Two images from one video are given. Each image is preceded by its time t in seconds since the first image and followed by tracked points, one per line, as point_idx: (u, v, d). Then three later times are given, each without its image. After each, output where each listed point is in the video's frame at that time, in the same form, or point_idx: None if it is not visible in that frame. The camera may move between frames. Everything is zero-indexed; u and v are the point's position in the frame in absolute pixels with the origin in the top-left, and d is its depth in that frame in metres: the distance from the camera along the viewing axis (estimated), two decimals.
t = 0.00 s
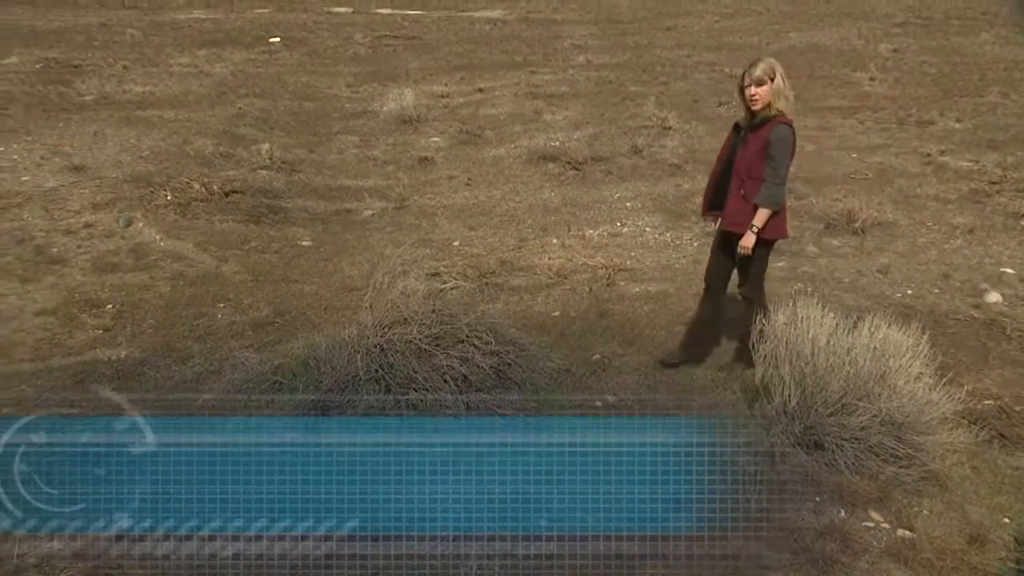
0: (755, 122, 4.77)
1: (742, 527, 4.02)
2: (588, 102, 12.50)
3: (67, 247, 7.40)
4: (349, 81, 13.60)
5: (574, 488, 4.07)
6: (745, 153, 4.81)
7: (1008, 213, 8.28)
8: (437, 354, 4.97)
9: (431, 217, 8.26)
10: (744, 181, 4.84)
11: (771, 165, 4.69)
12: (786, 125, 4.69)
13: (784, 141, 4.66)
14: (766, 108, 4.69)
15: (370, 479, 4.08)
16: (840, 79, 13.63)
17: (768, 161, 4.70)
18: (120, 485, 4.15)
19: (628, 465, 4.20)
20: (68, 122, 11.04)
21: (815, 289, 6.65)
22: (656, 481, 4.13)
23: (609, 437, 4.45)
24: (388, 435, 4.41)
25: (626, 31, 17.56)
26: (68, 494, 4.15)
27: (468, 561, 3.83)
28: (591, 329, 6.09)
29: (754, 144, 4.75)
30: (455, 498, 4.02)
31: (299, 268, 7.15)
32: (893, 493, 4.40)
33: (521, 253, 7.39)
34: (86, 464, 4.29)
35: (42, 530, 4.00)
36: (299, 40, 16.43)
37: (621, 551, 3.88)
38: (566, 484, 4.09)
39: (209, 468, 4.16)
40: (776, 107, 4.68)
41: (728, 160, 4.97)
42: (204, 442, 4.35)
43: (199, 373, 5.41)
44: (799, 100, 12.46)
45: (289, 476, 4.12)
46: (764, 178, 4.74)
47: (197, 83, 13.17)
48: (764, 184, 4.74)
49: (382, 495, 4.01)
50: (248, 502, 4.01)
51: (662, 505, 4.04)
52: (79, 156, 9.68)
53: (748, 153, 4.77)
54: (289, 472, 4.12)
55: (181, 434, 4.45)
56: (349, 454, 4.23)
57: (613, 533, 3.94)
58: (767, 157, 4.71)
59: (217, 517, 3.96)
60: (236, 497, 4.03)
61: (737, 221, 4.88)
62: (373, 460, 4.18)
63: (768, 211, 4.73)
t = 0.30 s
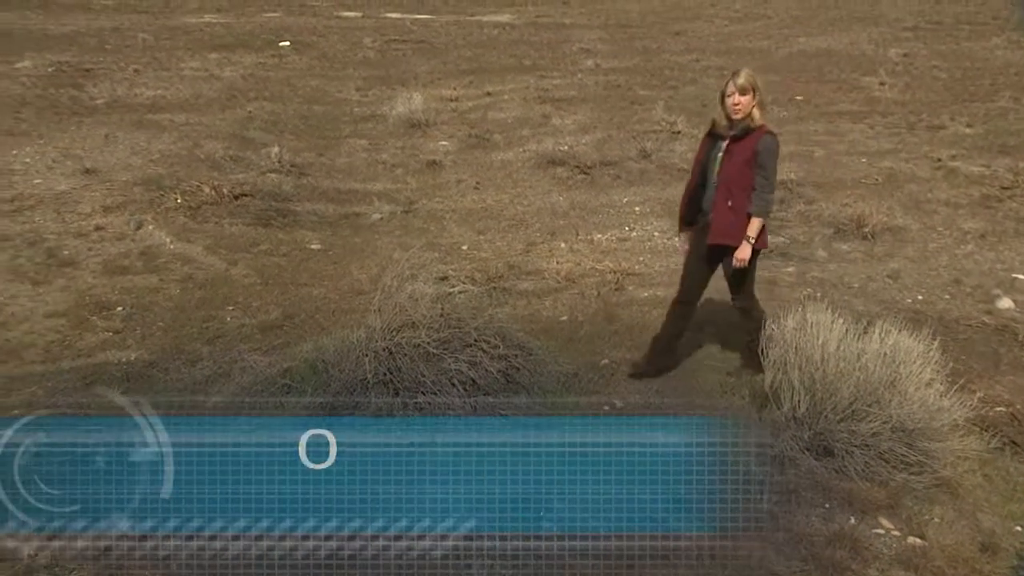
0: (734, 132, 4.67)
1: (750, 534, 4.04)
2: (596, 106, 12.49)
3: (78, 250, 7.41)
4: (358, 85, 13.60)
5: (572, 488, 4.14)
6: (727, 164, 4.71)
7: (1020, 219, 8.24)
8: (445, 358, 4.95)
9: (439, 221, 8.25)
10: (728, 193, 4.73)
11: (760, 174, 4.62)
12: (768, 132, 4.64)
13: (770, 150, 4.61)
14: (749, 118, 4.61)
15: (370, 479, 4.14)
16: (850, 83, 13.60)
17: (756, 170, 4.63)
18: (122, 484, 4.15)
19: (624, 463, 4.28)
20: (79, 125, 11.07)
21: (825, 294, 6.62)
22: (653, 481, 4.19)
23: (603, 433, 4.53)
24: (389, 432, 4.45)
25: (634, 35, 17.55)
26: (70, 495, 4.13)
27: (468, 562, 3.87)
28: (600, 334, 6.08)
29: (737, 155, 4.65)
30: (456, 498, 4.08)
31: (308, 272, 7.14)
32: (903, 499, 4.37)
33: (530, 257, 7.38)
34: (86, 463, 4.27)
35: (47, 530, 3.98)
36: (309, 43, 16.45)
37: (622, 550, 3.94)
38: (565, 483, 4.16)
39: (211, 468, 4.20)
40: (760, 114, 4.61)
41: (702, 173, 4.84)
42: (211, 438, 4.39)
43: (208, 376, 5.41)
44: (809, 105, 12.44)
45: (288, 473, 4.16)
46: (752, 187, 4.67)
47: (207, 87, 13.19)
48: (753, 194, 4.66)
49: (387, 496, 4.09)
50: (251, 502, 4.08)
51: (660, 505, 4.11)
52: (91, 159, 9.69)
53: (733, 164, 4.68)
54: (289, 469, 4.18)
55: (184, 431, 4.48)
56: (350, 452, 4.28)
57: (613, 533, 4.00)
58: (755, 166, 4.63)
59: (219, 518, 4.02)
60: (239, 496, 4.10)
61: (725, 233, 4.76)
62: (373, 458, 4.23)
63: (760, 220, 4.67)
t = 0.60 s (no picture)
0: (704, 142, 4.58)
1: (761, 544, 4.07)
2: (606, 111, 12.47)
3: (91, 253, 7.43)
4: (369, 89, 13.61)
5: (565, 491, 4.34)
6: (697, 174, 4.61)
7: None
8: (455, 362, 4.92)
9: (449, 225, 8.24)
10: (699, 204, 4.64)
11: (732, 184, 4.55)
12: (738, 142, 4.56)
13: (741, 159, 4.54)
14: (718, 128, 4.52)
15: (371, 478, 4.32)
16: (862, 88, 13.55)
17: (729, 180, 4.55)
18: (123, 484, 4.30)
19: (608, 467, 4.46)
20: (92, 129, 11.10)
21: (836, 300, 6.59)
22: (635, 484, 4.37)
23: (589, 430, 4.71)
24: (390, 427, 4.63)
25: (645, 40, 17.53)
26: (70, 498, 4.26)
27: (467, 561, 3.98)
28: (610, 339, 6.05)
29: (709, 166, 4.56)
30: (456, 500, 4.27)
31: (318, 275, 7.14)
32: (915, 507, 4.34)
33: (539, 261, 7.37)
34: (83, 466, 4.40)
35: (48, 529, 4.07)
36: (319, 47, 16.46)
37: (621, 550, 4.07)
38: (559, 486, 4.36)
39: (210, 468, 4.39)
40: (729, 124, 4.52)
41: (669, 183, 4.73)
42: (212, 442, 4.55)
43: (219, 379, 5.42)
44: (820, 110, 12.40)
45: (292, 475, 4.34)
46: (725, 196, 4.59)
47: (219, 91, 13.22)
48: (724, 204, 4.59)
49: (390, 496, 4.27)
50: (251, 500, 4.25)
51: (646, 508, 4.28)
52: (103, 163, 9.72)
53: (704, 174, 4.57)
54: (289, 467, 4.37)
55: (182, 435, 4.64)
56: (350, 451, 4.43)
57: (602, 534, 4.16)
58: (727, 176, 4.55)
59: (219, 518, 4.17)
60: (237, 493, 4.28)
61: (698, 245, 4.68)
62: (374, 459, 4.40)
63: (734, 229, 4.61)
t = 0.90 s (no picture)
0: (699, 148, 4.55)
1: (771, 550, 4.04)
2: (617, 115, 12.46)
3: (104, 255, 7.44)
4: (380, 93, 13.62)
5: (569, 489, 4.19)
6: (695, 180, 4.57)
7: None
8: (465, 365, 4.94)
9: (460, 229, 8.22)
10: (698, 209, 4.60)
11: (731, 186, 4.53)
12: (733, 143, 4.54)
13: (739, 161, 4.52)
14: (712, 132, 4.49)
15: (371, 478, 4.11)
16: (874, 93, 13.50)
17: (728, 183, 4.53)
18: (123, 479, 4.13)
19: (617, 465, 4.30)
20: (106, 132, 11.13)
21: (848, 306, 6.55)
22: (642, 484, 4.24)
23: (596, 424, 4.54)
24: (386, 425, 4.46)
25: (656, 44, 17.51)
26: (69, 498, 4.14)
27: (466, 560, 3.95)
28: (620, 344, 6.03)
29: (707, 172, 4.53)
30: (455, 499, 4.13)
31: (328, 278, 7.13)
32: (928, 515, 4.30)
33: (549, 266, 7.34)
34: (86, 464, 4.24)
35: (48, 530, 3.98)
36: (331, 52, 16.51)
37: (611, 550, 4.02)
38: (563, 483, 4.21)
39: (210, 467, 4.13)
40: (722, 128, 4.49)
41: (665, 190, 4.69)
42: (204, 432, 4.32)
43: (229, 382, 5.42)
44: (832, 115, 12.36)
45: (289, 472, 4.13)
46: (723, 198, 4.57)
47: (232, 95, 13.25)
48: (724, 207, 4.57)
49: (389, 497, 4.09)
50: (251, 499, 4.09)
51: (647, 509, 4.18)
52: (116, 166, 9.74)
53: (704, 178, 4.54)
54: (288, 467, 4.14)
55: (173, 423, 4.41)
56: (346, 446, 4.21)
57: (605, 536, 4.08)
58: (727, 179, 4.53)
59: (219, 518, 4.02)
60: (238, 492, 4.09)
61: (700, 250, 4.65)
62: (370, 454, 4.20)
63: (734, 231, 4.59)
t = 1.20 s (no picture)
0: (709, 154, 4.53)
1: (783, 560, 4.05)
2: (628, 120, 12.43)
3: (117, 257, 7.46)
4: (392, 96, 13.61)
5: (566, 490, 4.32)
6: (707, 187, 4.56)
7: None
8: (475, 369, 4.93)
9: (471, 233, 8.21)
10: (712, 215, 4.59)
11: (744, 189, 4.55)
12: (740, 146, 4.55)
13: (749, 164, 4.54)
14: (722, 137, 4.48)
15: (371, 478, 4.28)
16: (888, 98, 13.44)
17: (740, 186, 4.54)
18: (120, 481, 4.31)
19: (616, 464, 4.40)
20: (119, 135, 11.15)
21: (861, 312, 6.52)
22: (640, 485, 4.33)
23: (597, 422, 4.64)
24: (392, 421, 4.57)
25: (668, 48, 17.47)
26: (70, 498, 4.34)
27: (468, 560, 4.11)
28: (631, 348, 6.01)
29: (720, 177, 4.53)
30: (455, 499, 4.28)
31: (339, 281, 7.13)
32: (942, 523, 4.28)
33: (560, 269, 7.33)
34: (83, 462, 4.43)
35: (48, 530, 4.18)
36: (343, 55, 16.51)
37: (607, 551, 4.16)
38: (562, 484, 4.33)
39: (210, 467, 4.30)
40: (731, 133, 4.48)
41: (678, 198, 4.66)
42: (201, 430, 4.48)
43: (241, 385, 5.43)
44: (845, 120, 12.31)
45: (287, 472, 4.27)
46: (735, 202, 4.58)
47: (245, 98, 13.26)
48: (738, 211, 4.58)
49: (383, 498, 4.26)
50: (252, 500, 4.24)
51: (646, 513, 4.27)
52: (130, 169, 9.76)
53: (715, 183, 4.54)
54: (289, 467, 4.28)
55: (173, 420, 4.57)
56: (347, 446, 4.37)
57: (606, 534, 4.22)
58: (738, 184, 4.55)
59: (219, 518, 4.20)
60: (238, 493, 4.24)
61: (717, 255, 4.64)
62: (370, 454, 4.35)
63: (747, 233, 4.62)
